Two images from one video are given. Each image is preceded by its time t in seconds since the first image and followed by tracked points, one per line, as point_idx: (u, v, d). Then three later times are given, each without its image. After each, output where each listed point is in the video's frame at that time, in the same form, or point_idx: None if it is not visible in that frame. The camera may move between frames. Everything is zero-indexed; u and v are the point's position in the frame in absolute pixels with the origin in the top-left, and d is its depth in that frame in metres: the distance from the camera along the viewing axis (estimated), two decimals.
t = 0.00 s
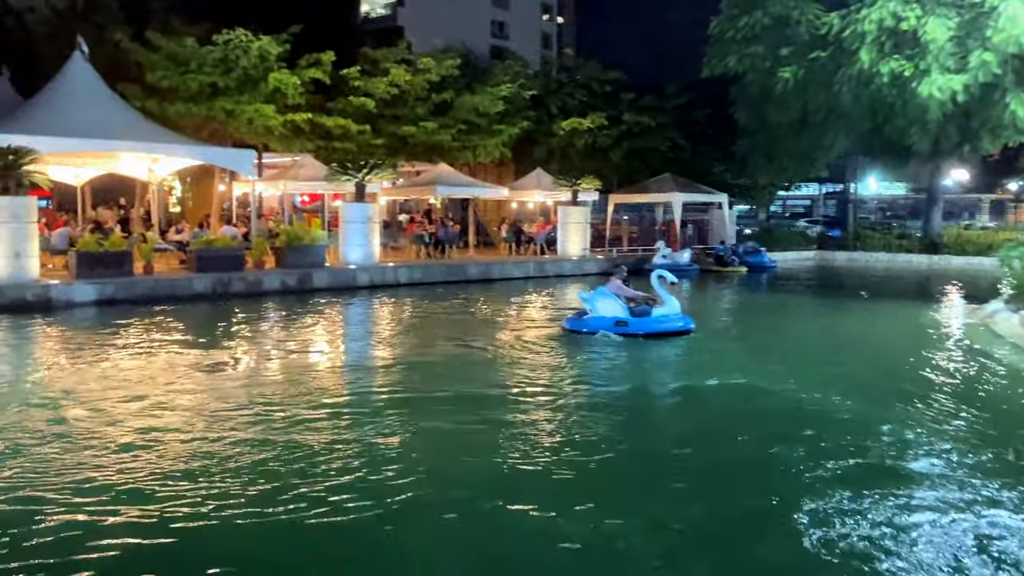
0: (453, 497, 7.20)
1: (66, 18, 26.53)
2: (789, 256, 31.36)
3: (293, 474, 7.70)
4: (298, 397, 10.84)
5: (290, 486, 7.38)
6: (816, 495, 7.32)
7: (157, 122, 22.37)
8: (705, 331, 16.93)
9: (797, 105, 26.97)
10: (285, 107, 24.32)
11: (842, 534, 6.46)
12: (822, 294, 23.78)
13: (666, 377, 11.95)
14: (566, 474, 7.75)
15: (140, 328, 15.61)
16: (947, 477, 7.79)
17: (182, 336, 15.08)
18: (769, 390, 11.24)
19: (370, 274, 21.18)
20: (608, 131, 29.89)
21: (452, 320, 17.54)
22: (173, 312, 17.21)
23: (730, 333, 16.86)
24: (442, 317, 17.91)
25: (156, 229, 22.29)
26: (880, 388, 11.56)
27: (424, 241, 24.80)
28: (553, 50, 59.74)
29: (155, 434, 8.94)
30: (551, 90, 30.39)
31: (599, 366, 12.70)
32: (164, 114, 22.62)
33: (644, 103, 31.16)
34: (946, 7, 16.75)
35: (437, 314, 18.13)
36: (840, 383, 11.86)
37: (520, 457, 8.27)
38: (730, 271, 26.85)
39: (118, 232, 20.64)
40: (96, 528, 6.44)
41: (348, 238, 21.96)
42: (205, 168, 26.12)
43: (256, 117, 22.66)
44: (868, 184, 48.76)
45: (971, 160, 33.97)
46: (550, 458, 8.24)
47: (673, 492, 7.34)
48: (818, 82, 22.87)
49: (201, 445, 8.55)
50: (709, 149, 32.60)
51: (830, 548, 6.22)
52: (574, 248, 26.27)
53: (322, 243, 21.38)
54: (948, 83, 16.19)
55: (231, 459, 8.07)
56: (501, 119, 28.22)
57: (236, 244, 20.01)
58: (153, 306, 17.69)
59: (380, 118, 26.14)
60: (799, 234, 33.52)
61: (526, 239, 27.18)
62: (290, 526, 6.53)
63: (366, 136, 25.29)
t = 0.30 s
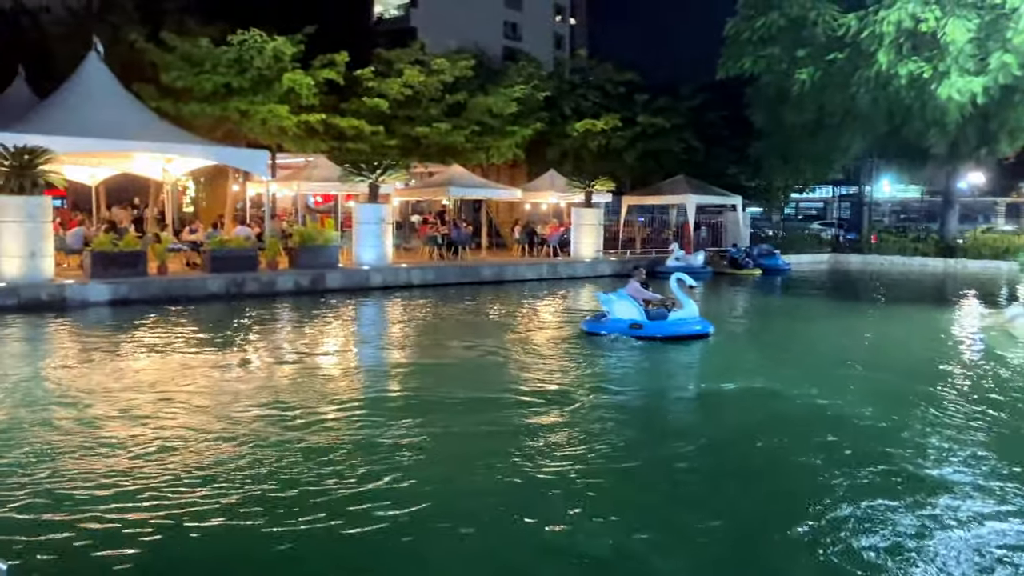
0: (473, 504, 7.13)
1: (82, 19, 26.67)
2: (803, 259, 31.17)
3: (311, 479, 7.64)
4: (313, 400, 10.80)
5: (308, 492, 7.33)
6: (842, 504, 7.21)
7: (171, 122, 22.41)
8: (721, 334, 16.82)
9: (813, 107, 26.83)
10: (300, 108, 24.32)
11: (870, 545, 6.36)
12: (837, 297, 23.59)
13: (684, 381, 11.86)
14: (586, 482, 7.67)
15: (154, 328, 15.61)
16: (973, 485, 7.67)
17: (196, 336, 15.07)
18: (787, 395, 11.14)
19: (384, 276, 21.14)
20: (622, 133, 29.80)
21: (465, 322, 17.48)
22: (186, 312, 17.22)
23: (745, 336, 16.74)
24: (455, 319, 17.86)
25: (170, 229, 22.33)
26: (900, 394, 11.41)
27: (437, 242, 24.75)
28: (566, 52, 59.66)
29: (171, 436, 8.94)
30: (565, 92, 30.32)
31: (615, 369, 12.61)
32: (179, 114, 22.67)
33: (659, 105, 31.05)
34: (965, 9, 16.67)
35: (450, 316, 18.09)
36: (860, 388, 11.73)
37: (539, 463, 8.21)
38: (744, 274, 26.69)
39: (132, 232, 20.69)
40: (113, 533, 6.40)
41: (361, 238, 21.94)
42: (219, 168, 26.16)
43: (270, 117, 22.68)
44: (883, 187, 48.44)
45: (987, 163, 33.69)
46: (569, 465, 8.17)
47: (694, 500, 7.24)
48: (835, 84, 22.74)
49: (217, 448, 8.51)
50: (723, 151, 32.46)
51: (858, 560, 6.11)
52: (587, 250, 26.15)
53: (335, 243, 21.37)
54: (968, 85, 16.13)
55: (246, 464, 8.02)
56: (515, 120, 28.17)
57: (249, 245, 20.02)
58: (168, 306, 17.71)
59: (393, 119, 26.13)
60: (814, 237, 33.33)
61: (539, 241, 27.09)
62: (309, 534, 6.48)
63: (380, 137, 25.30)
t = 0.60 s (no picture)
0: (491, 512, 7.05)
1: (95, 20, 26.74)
2: (815, 263, 31.02)
3: (326, 486, 7.58)
4: (327, 403, 10.78)
5: (324, 499, 7.26)
6: (865, 513, 7.11)
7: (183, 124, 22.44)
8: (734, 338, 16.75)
9: (826, 110, 26.72)
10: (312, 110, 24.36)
11: (896, 555, 6.26)
12: (850, 301, 23.45)
13: (699, 385, 11.80)
14: (605, 490, 7.58)
15: (167, 330, 15.64)
16: (998, 494, 7.57)
17: (208, 338, 15.08)
18: (803, 400, 11.05)
19: (395, 277, 21.14)
20: (633, 135, 29.75)
21: (477, 325, 17.47)
22: (198, 313, 17.23)
23: (758, 340, 16.68)
24: (466, 321, 17.84)
25: (182, 230, 22.38)
26: (918, 399, 11.33)
27: (448, 244, 24.72)
28: (576, 54, 59.63)
29: (185, 440, 8.90)
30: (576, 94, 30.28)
31: (629, 373, 12.56)
32: (191, 116, 22.72)
33: (670, 107, 30.98)
34: (981, 11, 16.65)
35: (461, 319, 18.08)
36: (875, 394, 11.65)
37: (556, 469, 8.14)
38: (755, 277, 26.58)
39: (144, 233, 20.72)
40: (127, 540, 6.34)
41: (372, 240, 21.94)
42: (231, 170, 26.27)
43: (282, 120, 22.72)
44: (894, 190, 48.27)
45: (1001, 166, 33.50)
46: (586, 472, 8.09)
47: (715, 509, 7.16)
48: (849, 87, 22.65)
49: (230, 452, 8.47)
50: (735, 154, 32.38)
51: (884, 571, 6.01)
52: (598, 253, 26.08)
53: (346, 245, 21.37)
54: (985, 89, 16.22)
55: (260, 469, 7.98)
56: (526, 123, 28.14)
57: (261, 246, 20.03)
58: (179, 307, 17.72)
59: (405, 121, 26.17)
60: (825, 240, 33.18)
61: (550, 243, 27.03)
62: (325, 543, 6.40)
63: (392, 139, 25.35)
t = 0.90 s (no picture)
0: (507, 518, 6.95)
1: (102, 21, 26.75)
2: (821, 265, 30.92)
3: (337, 490, 7.51)
4: (337, 404, 10.74)
5: (336, 503, 7.17)
6: (888, 519, 7.00)
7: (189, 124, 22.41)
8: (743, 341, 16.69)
9: (834, 111, 26.63)
10: (319, 111, 24.35)
11: (924, 563, 6.16)
12: (857, 303, 23.36)
13: (710, 388, 11.74)
14: (622, 496, 7.47)
15: (173, 330, 15.59)
16: (1020, 499, 7.48)
17: (214, 339, 15.03)
18: (815, 404, 10.98)
19: (401, 278, 21.08)
20: (639, 137, 29.69)
21: (483, 326, 17.41)
22: (204, 314, 17.17)
23: (767, 342, 16.61)
24: (473, 323, 17.78)
25: (188, 231, 22.35)
26: (931, 402, 11.26)
27: (454, 245, 24.65)
28: (581, 56, 59.56)
29: (194, 441, 8.85)
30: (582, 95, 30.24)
31: (639, 376, 12.50)
32: (198, 116, 22.70)
33: (677, 109, 30.92)
34: (992, 13, 16.89)
35: (467, 320, 18.01)
36: (888, 397, 11.58)
37: (569, 473, 8.05)
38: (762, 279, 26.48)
39: (151, 234, 20.72)
40: (137, 548, 6.21)
41: (379, 241, 21.88)
42: (237, 171, 26.25)
43: (289, 120, 22.68)
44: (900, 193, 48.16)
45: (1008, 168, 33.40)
46: (598, 475, 8.03)
47: (729, 513, 7.09)
48: (857, 88, 22.61)
49: (240, 455, 8.40)
50: (741, 156, 32.32)
51: None
52: (604, 254, 26.00)
53: (353, 246, 21.32)
54: (994, 90, 16.35)
55: (271, 472, 7.91)
56: (532, 124, 28.10)
57: (268, 247, 19.99)
58: (186, 307, 17.68)
59: (412, 122, 26.17)
60: (832, 242, 33.08)
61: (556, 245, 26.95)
62: (338, 550, 6.30)
63: (398, 139, 25.35)
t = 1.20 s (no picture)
0: (519, 520, 6.87)
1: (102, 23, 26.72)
2: (822, 266, 30.91)
3: (346, 493, 7.41)
4: (342, 406, 10.68)
5: (346, 507, 7.08)
6: (907, 523, 6.92)
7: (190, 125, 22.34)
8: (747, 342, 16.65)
9: (835, 112, 26.64)
10: (320, 112, 24.33)
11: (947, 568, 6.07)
12: (859, 304, 23.32)
13: (717, 390, 11.67)
14: (636, 499, 7.37)
15: (175, 333, 15.51)
16: None
17: (217, 342, 14.96)
18: (822, 405, 10.93)
19: (403, 280, 21.03)
20: (640, 138, 29.68)
21: (486, 328, 17.36)
22: (206, 316, 17.11)
23: (771, 343, 16.59)
24: (475, 324, 17.73)
25: (188, 233, 22.28)
26: (937, 402, 11.24)
27: (455, 246, 24.60)
28: (580, 58, 59.53)
29: (201, 444, 8.79)
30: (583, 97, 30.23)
31: (645, 377, 12.45)
32: (199, 118, 22.66)
33: (678, 110, 30.92)
34: (995, 12, 17.38)
35: (469, 322, 17.95)
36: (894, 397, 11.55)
37: (577, 475, 7.99)
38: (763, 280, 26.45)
39: (152, 236, 20.68)
40: (150, 555, 6.09)
41: (380, 243, 21.83)
42: (237, 174, 26.18)
43: (290, 121, 22.63)
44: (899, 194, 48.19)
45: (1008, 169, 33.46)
46: (608, 477, 7.96)
47: (739, 517, 7.01)
48: (859, 88, 22.64)
49: (246, 458, 8.31)
50: (742, 157, 32.32)
51: None
52: (606, 255, 25.96)
53: (354, 248, 21.27)
54: (997, 89, 16.82)
55: (277, 476, 7.82)
56: (533, 125, 28.08)
57: (269, 248, 19.93)
58: (188, 309, 17.63)
59: (413, 123, 26.19)
60: (832, 244, 33.07)
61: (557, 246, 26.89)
62: (348, 553, 6.22)
63: (399, 141, 25.36)
